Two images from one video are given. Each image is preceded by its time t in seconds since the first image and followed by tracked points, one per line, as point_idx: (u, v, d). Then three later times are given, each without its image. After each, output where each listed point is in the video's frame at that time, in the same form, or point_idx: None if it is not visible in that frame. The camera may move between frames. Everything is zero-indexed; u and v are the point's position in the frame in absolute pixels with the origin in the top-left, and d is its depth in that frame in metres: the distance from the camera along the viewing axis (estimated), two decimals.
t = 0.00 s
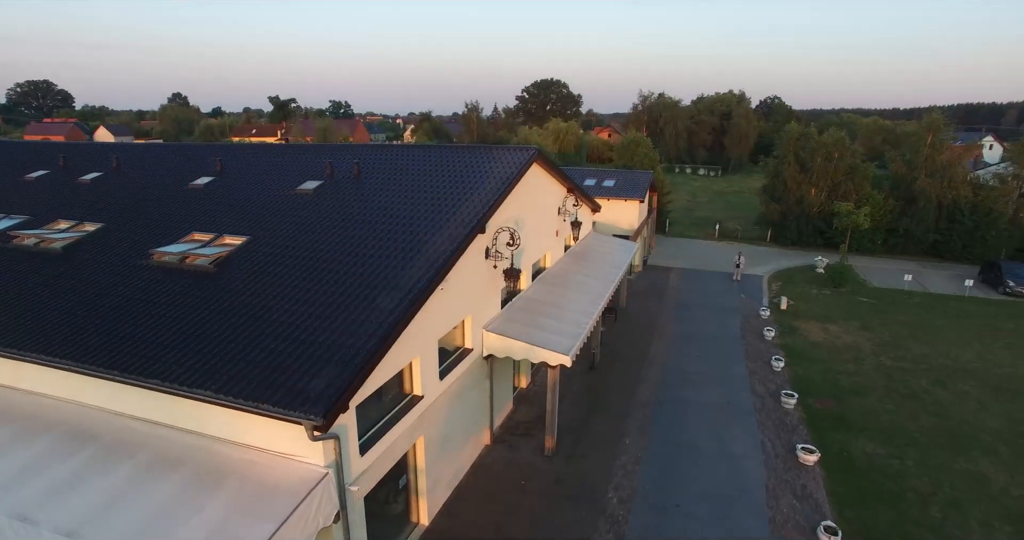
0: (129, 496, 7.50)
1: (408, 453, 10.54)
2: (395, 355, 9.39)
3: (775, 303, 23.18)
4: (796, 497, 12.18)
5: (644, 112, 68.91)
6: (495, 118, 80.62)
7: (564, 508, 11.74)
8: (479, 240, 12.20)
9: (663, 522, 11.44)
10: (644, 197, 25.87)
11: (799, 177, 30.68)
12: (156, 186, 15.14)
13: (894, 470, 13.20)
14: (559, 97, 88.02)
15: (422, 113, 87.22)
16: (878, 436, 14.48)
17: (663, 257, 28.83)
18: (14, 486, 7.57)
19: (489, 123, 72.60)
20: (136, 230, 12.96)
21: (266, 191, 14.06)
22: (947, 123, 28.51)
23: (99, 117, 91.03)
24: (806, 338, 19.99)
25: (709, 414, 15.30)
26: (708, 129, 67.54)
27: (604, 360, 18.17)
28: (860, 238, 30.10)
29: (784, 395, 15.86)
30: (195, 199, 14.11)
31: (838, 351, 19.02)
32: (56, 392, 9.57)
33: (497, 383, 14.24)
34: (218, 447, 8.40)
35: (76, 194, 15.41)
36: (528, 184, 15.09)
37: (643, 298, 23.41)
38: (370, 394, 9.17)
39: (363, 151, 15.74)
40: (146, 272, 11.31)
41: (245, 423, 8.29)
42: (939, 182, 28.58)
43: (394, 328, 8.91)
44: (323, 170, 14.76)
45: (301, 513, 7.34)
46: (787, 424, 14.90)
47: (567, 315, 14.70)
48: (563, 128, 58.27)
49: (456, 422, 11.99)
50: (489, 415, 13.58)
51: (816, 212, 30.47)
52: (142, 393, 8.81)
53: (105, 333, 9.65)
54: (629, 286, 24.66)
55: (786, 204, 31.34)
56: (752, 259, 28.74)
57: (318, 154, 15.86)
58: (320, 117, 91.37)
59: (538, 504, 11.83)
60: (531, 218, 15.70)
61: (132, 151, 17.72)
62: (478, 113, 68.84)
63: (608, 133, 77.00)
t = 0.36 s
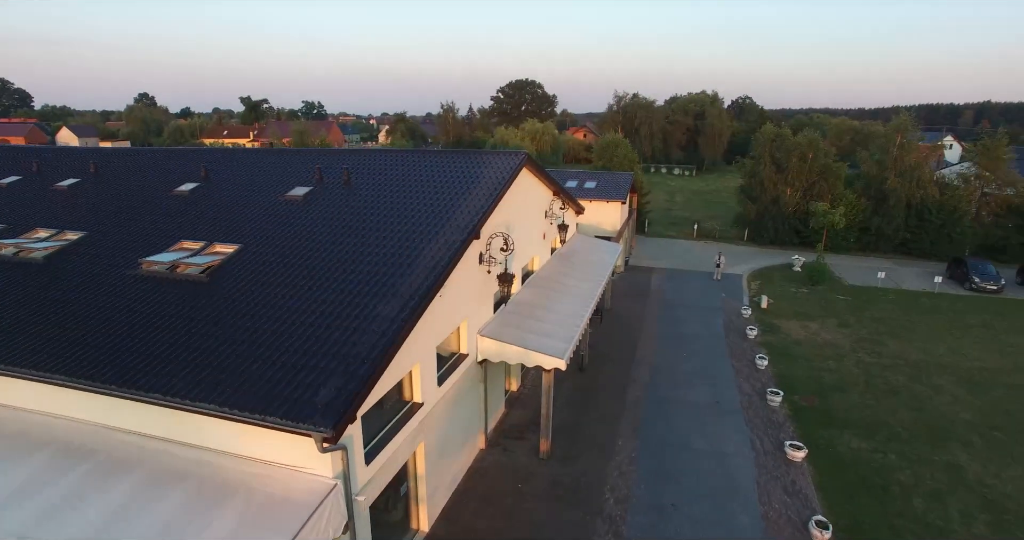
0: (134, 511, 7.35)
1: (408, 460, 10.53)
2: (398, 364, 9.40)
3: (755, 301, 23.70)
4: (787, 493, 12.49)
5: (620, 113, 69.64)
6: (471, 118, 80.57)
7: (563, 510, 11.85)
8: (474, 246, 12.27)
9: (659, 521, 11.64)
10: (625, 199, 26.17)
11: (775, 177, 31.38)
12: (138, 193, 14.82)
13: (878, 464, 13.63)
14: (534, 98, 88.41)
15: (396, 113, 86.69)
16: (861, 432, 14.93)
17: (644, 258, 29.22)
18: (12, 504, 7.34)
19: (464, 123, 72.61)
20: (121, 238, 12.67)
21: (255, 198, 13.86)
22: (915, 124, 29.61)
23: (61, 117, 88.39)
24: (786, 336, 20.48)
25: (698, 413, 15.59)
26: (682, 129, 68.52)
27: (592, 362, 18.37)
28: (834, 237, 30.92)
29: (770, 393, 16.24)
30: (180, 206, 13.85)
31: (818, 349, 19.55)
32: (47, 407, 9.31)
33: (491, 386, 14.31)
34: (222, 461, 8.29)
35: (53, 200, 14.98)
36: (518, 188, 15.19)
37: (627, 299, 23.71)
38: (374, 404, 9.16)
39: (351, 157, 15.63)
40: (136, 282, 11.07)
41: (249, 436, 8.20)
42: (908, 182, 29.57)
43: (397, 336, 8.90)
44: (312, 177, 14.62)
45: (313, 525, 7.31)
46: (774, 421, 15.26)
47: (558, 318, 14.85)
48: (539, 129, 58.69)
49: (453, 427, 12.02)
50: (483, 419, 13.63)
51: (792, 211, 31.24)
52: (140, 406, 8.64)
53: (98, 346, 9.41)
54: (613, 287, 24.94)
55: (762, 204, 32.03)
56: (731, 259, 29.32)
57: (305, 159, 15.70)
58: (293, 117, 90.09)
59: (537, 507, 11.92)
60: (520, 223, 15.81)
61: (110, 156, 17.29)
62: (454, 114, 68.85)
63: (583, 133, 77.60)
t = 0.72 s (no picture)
0: (138, 526, 7.23)
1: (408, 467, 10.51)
2: (400, 371, 9.38)
3: (738, 300, 24.12)
4: (778, 490, 12.76)
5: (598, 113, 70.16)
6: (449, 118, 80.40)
7: (561, 512, 11.95)
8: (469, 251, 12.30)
9: (656, 520, 11.81)
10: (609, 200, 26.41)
11: (755, 177, 31.95)
12: (122, 199, 14.52)
13: (864, 458, 14.00)
14: (512, 97, 88.55)
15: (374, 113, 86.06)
16: (846, 427, 15.32)
17: (627, 258, 29.52)
18: (11, 521, 7.17)
19: (442, 124, 72.46)
20: (107, 246, 12.40)
21: (243, 204, 13.66)
22: (887, 125, 30.43)
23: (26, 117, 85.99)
24: (770, 334, 20.89)
25: (688, 412, 15.83)
26: (660, 129, 69.24)
27: (581, 363, 18.52)
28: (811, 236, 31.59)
29: (757, 391, 16.56)
30: (167, 213, 13.60)
31: (801, 346, 19.98)
32: (37, 421, 9.10)
33: (485, 390, 14.35)
34: (225, 473, 8.20)
35: (32, 206, 14.61)
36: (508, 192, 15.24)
37: (613, 299, 23.95)
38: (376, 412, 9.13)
39: (340, 161, 15.50)
40: (126, 290, 10.86)
41: (252, 447, 8.12)
42: (882, 181, 30.37)
43: (400, 344, 8.89)
44: (301, 182, 14.47)
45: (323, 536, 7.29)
46: (762, 419, 15.57)
47: (550, 320, 14.95)
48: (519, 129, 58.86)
49: (450, 432, 12.03)
50: (478, 422, 13.66)
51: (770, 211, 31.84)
52: (138, 419, 8.48)
53: (91, 357, 9.20)
54: (598, 287, 25.16)
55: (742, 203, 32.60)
56: (712, 258, 29.76)
57: (292, 164, 15.53)
58: (267, 117, 88.78)
59: (534, 509, 11.99)
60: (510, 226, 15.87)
61: (89, 160, 16.90)
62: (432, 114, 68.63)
63: (562, 133, 78.00)
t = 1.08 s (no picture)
0: None
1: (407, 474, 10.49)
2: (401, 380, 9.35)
3: (718, 299, 24.56)
4: (768, 486, 13.06)
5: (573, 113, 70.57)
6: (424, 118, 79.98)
7: (557, 514, 12.05)
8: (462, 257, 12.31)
9: (651, 520, 11.99)
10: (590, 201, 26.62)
11: (731, 178, 32.54)
12: (101, 206, 14.16)
13: (847, 453, 14.42)
14: (487, 98, 88.48)
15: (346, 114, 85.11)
16: (829, 423, 15.74)
17: (608, 258, 29.80)
18: None
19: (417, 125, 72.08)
20: (89, 255, 12.07)
21: (229, 211, 13.43)
22: (857, 126, 31.27)
23: None
24: (751, 333, 21.33)
25: (676, 411, 16.08)
26: (634, 129, 69.91)
27: (569, 364, 18.66)
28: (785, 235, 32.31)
29: (742, 390, 16.90)
30: (150, 220, 13.30)
31: (781, 344, 20.45)
32: (26, 438, 8.83)
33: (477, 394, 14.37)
34: (229, 487, 8.10)
35: (5, 213, 14.14)
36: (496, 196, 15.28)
37: (596, 300, 24.16)
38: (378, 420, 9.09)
39: (326, 166, 15.34)
40: (113, 302, 10.60)
41: (257, 460, 8.03)
42: (854, 181, 31.20)
43: (402, 352, 8.87)
44: (287, 188, 14.28)
45: None
46: (748, 417, 15.90)
47: (540, 323, 15.03)
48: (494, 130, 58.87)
49: (446, 437, 12.04)
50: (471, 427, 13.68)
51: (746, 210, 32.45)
52: (135, 434, 8.30)
53: (82, 371, 8.96)
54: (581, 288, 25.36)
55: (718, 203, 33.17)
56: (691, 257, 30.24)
57: (277, 168, 15.31)
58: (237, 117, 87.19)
59: (531, 512, 12.06)
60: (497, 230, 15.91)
61: (63, 165, 16.42)
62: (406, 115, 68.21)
63: (537, 133, 78.23)
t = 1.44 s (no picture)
0: None
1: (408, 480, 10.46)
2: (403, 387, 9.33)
3: (702, 299, 24.89)
4: (759, 484, 13.31)
5: (551, 114, 70.77)
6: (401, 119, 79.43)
7: (555, 516, 12.13)
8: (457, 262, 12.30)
9: (647, 520, 12.14)
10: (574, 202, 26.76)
11: (711, 178, 33.00)
12: (83, 213, 13.82)
13: (834, 449, 14.75)
14: (465, 98, 88.22)
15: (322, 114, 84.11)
16: (815, 420, 16.08)
17: (592, 259, 29.98)
18: None
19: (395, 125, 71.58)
20: (74, 264, 11.78)
21: (217, 218, 13.22)
22: (833, 128, 31.96)
23: None
24: (735, 332, 21.68)
25: (667, 411, 16.28)
26: (612, 129, 70.35)
27: (559, 366, 18.75)
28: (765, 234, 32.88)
29: (730, 389, 17.17)
30: (135, 228, 13.03)
31: (765, 343, 20.82)
32: (18, 453, 8.60)
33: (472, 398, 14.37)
34: (234, 500, 8.00)
35: None
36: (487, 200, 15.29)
37: (582, 302, 24.31)
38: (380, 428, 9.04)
39: (315, 171, 15.19)
40: (104, 312, 10.38)
41: (262, 472, 7.95)
42: (830, 181, 31.87)
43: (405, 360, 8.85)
44: (276, 194, 14.10)
45: None
46: (737, 415, 16.17)
47: (532, 327, 15.09)
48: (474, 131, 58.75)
49: (444, 443, 12.02)
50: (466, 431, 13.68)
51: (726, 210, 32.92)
52: (134, 448, 8.14)
53: (76, 385, 8.75)
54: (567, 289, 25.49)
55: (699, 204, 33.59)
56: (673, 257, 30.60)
57: (264, 174, 15.10)
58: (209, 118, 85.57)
59: (529, 515, 12.12)
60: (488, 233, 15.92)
61: (40, 171, 15.97)
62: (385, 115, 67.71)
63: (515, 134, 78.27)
